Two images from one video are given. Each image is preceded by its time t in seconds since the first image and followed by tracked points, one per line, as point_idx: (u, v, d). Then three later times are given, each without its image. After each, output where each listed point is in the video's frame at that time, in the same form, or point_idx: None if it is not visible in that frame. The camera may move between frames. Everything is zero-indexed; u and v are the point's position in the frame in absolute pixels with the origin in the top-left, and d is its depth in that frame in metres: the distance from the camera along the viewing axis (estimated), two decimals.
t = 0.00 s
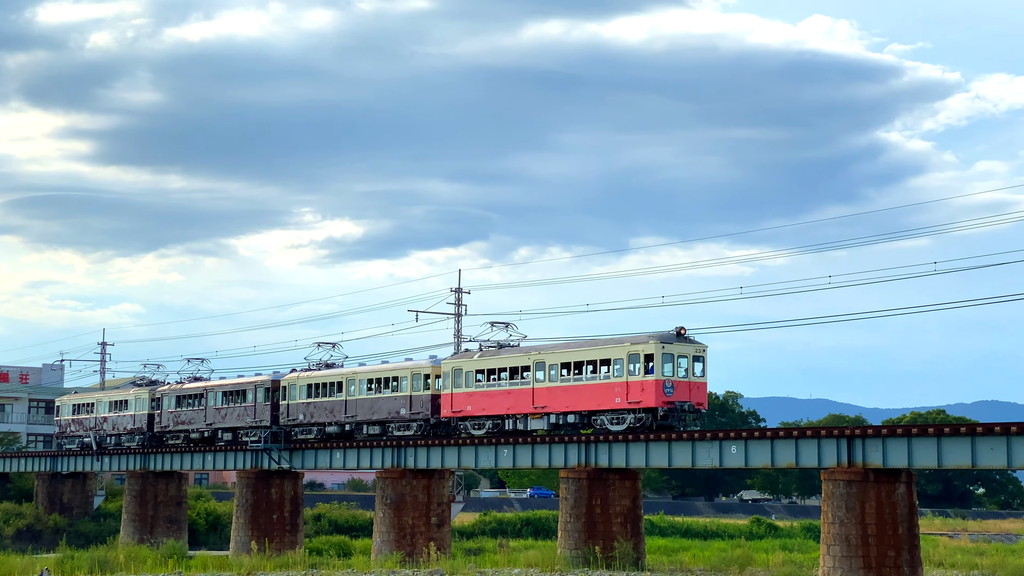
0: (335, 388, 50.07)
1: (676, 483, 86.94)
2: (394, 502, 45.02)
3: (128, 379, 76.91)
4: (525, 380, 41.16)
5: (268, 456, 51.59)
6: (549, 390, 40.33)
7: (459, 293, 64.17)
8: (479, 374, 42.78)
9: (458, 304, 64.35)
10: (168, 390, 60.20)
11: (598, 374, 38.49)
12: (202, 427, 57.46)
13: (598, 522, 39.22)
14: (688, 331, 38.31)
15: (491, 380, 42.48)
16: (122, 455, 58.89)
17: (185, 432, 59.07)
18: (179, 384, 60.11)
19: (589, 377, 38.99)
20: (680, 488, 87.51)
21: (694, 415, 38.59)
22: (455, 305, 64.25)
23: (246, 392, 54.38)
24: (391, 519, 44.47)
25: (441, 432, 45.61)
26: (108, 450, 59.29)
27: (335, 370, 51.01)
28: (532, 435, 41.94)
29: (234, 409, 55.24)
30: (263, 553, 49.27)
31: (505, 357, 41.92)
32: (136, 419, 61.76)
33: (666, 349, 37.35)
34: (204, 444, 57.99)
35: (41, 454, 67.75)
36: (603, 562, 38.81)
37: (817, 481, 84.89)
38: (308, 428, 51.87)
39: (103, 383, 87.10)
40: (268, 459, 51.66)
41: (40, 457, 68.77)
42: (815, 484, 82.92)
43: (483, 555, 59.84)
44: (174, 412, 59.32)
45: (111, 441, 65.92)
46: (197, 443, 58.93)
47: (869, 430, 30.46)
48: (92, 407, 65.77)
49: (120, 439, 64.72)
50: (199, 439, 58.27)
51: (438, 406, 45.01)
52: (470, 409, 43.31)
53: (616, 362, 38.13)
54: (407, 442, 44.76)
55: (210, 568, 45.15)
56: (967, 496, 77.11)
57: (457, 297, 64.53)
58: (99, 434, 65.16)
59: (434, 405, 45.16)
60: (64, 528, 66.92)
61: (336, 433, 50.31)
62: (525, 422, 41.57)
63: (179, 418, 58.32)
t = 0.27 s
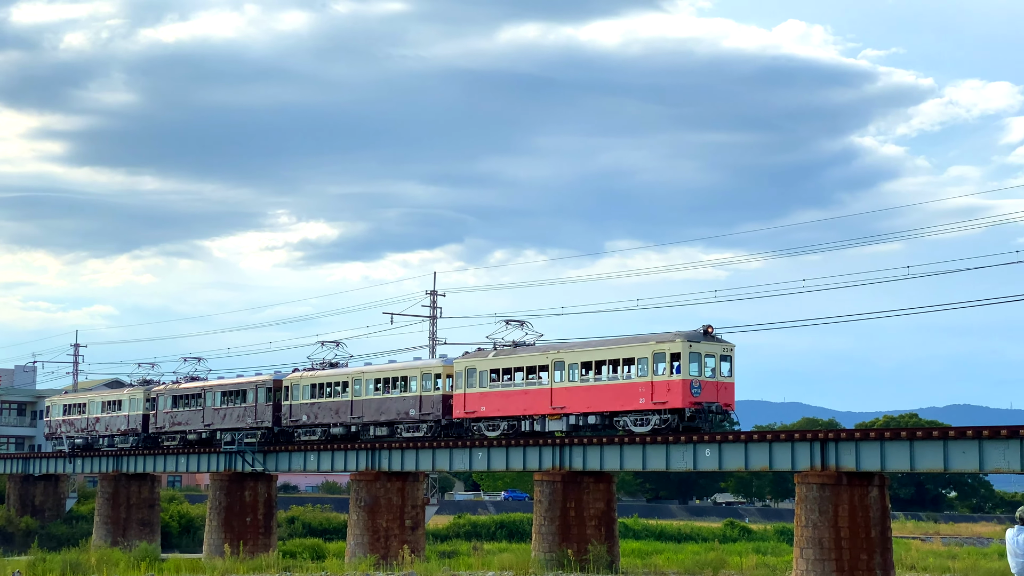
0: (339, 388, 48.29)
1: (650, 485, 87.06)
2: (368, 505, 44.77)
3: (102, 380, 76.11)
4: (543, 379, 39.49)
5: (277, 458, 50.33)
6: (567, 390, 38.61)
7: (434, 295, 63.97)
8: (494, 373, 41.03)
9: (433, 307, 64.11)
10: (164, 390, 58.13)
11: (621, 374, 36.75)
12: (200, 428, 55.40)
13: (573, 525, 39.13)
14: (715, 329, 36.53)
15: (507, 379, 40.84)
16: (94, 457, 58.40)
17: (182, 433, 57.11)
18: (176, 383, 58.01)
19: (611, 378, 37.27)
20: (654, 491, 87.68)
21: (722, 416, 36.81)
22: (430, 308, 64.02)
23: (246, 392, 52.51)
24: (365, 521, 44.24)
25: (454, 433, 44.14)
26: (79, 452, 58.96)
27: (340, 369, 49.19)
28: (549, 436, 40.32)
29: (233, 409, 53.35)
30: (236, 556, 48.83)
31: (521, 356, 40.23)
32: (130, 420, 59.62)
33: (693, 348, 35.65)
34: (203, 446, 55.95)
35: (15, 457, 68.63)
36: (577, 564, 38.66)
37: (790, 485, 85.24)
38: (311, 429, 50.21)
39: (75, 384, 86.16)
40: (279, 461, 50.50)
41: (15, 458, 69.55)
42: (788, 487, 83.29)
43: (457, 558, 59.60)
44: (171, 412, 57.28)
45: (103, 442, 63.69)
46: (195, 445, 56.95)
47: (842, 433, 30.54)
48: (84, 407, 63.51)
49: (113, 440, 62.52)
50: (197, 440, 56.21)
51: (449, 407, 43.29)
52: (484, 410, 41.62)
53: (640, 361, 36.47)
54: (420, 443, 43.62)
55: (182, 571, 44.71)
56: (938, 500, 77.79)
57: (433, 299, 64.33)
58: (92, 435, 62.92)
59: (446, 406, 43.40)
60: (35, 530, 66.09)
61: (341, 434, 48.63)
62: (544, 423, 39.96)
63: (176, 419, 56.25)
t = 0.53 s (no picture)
0: (345, 389, 46.37)
1: (623, 490, 87.15)
2: (341, 509, 44.54)
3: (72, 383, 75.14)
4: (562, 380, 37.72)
5: (272, 462, 48.30)
6: (588, 391, 36.93)
7: (408, 299, 63.76)
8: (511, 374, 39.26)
9: (407, 310, 63.89)
10: (159, 391, 56.00)
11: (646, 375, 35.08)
12: (197, 431, 53.47)
13: (545, 529, 39.06)
14: (744, 328, 34.88)
15: (524, 380, 39.04)
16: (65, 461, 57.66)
17: (178, 436, 54.98)
18: (171, 384, 55.99)
19: (636, 379, 35.55)
20: (627, 495, 87.80)
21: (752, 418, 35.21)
22: (403, 311, 63.79)
23: (246, 393, 50.55)
24: (337, 525, 43.99)
25: (467, 435, 42.40)
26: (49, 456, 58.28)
27: (345, 370, 47.27)
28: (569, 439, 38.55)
29: (232, 411, 51.31)
30: (207, 560, 48.41)
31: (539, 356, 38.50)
32: (123, 422, 57.53)
33: (723, 348, 34.01)
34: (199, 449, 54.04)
35: None
36: (550, 568, 38.37)
37: (763, 488, 85.62)
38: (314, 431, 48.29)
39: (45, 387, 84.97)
40: (272, 464, 48.44)
41: None
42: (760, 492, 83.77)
43: (430, 562, 59.36)
44: (167, 414, 55.12)
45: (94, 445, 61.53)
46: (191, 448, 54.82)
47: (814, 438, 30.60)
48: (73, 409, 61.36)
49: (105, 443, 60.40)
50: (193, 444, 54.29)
51: (463, 409, 41.54)
52: (499, 412, 39.88)
53: (666, 362, 34.79)
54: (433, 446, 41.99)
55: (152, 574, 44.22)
56: (909, 504, 78.74)
57: (407, 303, 64.11)
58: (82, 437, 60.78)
59: (458, 408, 41.63)
60: (5, 534, 65.09)
61: (347, 436, 46.77)
62: (563, 426, 38.19)
63: (171, 421, 54.30)
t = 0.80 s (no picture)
0: (350, 389, 44.64)
1: (594, 493, 87.17)
2: (312, 512, 44.17)
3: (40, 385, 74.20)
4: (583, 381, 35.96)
5: (270, 464, 46.33)
6: (610, 392, 35.31)
7: (380, 302, 63.41)
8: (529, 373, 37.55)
9: (379, 313, 63.57)
10: (153, 392, 54.06)
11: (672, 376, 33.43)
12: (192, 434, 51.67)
13: (516, 533, 38.92)
14: (776, 327, 33.12)
15: (542, 381, 37.30)
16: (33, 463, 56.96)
17: (173, 438, 52.95)
18: (165, 384, 54.10)
19: (662, 379, 33.84)
20: (598, 499, 87.77)
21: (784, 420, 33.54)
22: (375, 314, 63.43)
23: (245, 393, 48.82)
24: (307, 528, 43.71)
25: (481, 437, 40.75)
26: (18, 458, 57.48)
27: (350, 369, 45.51)
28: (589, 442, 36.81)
29: (231, 413, 49.50)
30: (177, 564, 48.10)
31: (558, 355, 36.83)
32: (114, 424, 55.56)
33: (755, 347, 32.34)
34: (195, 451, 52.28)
35: None
36: (521, 572, 38.29)
37: (734, 492, 85.91)
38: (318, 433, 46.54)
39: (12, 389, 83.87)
40: (269, 467, 46.52)
41: None
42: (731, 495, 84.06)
43: (401, 566, 59.05)
44: (161, 415, 53.14)
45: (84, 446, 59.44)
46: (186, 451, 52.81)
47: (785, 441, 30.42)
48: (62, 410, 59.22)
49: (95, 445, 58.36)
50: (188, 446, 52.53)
51: (476, 411, 39.92)
52: (515, 413, 38.22)
53: (695, 362, 33.08)
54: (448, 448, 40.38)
55: None
56: (879, 507, 78.72)
57: (379, 306, 63.78)
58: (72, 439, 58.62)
59: (472, 409, 39.99)
60: None
61: (353, 439, 45.04)
62: (583, 428, 36.43)
63: (166, 422, 52.44)
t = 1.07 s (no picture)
0: (357, 389, 42.60)
1: (564, 496, 87.13)
2: (280, 515, 43.70)
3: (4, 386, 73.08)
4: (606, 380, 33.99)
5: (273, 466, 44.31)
6: (634, 391, 33.36)
7: (349, 304, 62.97)
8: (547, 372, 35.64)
9: (348, 315, 63.11)
10: (147, 391, 51.51)
11: (701, 374, 31.56)
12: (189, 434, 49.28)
13: (486, 535, 38.53)
14: (811, 324, 31.21)
15: (562, 380, 35.33)
16: None
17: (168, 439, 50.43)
18: (159, 383, 51.65)
19: (690, 378, 31.92)
20: (568, 501, 87.72)
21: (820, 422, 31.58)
22: (344, 316, 62.98)
23: (245, 393, 46.55)
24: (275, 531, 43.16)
25: (497, 439, 38.83)
26: None
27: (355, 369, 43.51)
28: (613, 444, 34.87)
29: (230, 413, 47.25)
30: (145, 566, 47.46)
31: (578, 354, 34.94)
32: (105, 425, 52.99)
33: (790, 345, 30.46)
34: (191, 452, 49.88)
35: None
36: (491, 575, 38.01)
37: (703, 495, 86.26)
38: (322, 434, 44.46)
39: None
40: (272, 470, 44.47)
41: None
42: (701, 498, 84.41)
43: (371, 569, 58.66)
44: (156, 416, 50.58)
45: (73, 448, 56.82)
46: (181, 452, 50.32)
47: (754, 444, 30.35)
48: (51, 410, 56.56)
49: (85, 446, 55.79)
50: (184, 446, 50.19)
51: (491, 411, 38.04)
52: (534, 413, 36.24)
53: (726, 360, 31.17)
54: (463, 451, 38.57)
55: None
56: (847, 510, 79.44)
57: (349, 307, 63.31)
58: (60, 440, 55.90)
59: (487, 409, 38.04)
60: None
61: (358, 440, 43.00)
62: (606, 429, 34.45)
63: (160, 423, 49.95)
